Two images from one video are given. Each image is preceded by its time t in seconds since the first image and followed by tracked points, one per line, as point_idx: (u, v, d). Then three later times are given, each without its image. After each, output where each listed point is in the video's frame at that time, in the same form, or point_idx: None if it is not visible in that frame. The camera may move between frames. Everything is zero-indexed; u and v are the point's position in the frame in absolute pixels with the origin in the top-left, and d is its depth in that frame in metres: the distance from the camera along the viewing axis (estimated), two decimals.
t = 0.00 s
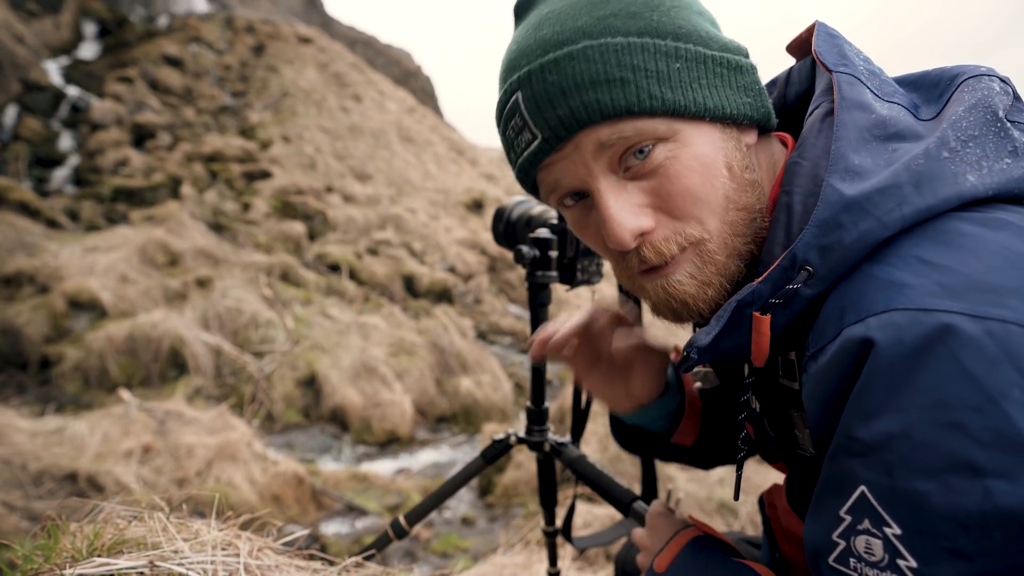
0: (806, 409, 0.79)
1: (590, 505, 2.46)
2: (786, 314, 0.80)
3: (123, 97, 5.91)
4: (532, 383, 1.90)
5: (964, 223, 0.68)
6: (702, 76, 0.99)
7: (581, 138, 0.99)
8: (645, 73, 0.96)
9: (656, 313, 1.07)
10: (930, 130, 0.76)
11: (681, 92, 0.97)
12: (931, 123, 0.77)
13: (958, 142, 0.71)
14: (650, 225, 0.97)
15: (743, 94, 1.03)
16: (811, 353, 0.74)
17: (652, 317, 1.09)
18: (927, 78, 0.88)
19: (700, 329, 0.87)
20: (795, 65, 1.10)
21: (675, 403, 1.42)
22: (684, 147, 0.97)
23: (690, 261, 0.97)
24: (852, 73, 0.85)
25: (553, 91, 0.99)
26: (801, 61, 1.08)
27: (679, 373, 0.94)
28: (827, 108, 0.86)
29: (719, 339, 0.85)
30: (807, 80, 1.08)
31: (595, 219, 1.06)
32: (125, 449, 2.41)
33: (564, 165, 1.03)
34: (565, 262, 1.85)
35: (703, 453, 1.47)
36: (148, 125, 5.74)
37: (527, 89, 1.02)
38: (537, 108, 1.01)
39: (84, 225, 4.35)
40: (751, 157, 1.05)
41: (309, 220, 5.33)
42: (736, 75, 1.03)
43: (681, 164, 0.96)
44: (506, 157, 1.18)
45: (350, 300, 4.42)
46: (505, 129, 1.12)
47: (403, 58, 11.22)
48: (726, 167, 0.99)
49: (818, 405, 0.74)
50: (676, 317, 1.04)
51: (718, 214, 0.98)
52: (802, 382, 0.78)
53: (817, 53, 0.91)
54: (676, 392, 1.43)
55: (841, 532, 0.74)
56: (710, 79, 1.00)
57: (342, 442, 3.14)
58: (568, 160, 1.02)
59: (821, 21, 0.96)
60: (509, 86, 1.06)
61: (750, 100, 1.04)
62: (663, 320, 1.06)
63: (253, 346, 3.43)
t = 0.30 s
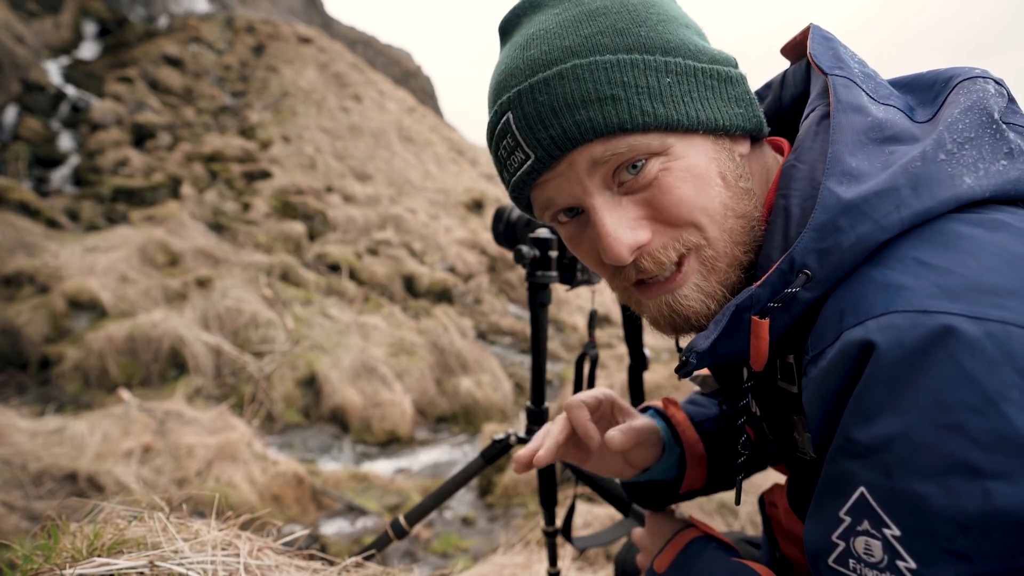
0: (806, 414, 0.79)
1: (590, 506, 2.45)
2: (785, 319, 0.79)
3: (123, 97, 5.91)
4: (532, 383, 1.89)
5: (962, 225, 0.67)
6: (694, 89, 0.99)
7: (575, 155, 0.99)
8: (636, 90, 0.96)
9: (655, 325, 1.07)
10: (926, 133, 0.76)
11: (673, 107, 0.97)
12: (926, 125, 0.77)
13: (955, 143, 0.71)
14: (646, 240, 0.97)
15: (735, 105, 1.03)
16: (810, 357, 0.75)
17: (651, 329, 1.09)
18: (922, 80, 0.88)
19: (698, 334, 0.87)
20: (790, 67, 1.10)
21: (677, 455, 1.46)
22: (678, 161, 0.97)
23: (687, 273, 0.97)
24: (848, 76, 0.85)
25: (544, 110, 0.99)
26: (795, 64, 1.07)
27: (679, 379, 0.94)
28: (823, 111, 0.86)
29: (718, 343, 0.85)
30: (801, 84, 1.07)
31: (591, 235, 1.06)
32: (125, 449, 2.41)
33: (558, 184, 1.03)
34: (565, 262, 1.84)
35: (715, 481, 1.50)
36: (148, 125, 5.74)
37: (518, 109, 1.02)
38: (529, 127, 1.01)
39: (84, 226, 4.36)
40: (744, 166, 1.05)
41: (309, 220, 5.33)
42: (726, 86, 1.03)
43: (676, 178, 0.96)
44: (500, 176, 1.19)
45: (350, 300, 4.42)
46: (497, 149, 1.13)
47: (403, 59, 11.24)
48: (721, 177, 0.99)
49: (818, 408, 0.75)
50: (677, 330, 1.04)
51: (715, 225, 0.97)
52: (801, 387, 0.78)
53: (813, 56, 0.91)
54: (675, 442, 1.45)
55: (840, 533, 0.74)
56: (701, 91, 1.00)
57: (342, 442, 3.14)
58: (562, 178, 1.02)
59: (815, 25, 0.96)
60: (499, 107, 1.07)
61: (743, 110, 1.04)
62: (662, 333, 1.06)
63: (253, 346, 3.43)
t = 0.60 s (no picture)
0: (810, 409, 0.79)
1: (591, 506, 2.46)
2: (791, 314, 0.79)
3: (123, 97, 5.90)
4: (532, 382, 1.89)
5: (971, 222, 0.68)
6: (680, 88, 0.98)
7: (561, 156, 1.00)
8: (618, 91, 0.95)
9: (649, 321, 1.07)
10: (937, 129, 0.76)
11: (656, 107, 0.96)
12: (937, 121, 0.77)
13: (966, 139, 0.71)
14: (632, 238, 0.97)
15: (726, 101, 1.01)
16: (816, 353, 0.74)
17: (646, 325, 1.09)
18: (934, 76, 0.88)
19: (704, 328, 0.89)
20: (801, 62, 1.09)
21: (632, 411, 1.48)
22: (663, 158, 0.96)
23: (675, 272, 0.97)
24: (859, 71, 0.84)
25: (532, 113, 1.00)
26: (806, 59, 1.07)
27: (685, 372, 0.96)
28: (833, 106, 0.86)
29: (725, 337, 0.86)
30: (812, 79, 1.07)
31: (583, 234, 1.07)
32: (125, 449, 2.41)
33: (550, 183, 1.05)
34: (565, 262, 1.84)
35: (686, 468, 1.53)
36: (148, 125, 5.74)
37: (510, 113, 1.04)
38: (520, 130, 1.03)
39: (84, 225, 4.35)
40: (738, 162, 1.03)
41: (309, 220, 5.33)
42: (715, 83, 1.00)
43: (659, 176, 0.95)
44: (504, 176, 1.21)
45: (350, 300, 4.42)
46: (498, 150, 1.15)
47: (403, 59, 11.24)
48: (708, 175, 0.97)
49: (822, 405, 0.75)
50: (668, 325, 1.04)
51: (701, 222, 0.96)
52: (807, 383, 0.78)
53: (824, 50, 0.91)
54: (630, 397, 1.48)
55: (845, 531, 0.74)
56: (688, 90, 0.98)
57: (342, 442, 3.14)
58: (552, 178, 1.03)
59: (826, 20, 0.95)
60: (497, 110, 1.09)
61: (735, 107, 1.02)
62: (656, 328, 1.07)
63: (253, 346, 3.43)
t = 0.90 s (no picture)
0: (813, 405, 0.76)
1: (590, 506, 2.45)
2: (798, 308, 0.77)
3: (123, 97, 5.91)
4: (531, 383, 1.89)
5: (983, 220, 0.68)
6: (631, 101, 0.84)
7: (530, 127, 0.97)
8: (565, 94, 0.86)
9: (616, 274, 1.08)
10: (951, 124, 0.76)
11: (597, 117, 0.85)
12: (953, 117, 0.77)
13: (981, 136, 0.71)
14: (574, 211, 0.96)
15: (693, 117, 0.84)
16: (821, 347, 0.72)
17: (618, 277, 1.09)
18: (951, 72, 0.86)
19: (709, 319, 0.87)
20: (812, 59, 1.04)
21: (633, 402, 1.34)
22: (601, 158, 0.88)
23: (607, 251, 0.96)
24: (874, 64, 0.83)
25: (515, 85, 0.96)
26: (819, 55, 1.02)
27: (690, 365, 0.94)
28: (847, 99, 0.84)
29: (730, 328, 0.84)
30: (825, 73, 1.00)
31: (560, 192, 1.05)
32: (125, 449, 2.41)
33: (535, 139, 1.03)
34: (565, 262, 1.84)
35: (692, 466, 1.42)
36: (148, 125, 5.74)
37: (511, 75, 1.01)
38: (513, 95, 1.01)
39: (84, 225, 4.35)
40: (713, 165, 0.87)
41: (309, 220, 5.32)
42: (685, 94, 0.82)
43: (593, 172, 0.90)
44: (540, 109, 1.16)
45: (350, 300, 4.41)
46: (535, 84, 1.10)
47: (403, 58, 11.24)
48: (644, 181, 0.87)
49: (826, 400, 0.72)
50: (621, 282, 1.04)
51: (631, 222, 0.91)
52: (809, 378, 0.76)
53: (838, 44, 0.89)
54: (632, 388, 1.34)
55: (848, 531, 0.72)
56: (641, 101, 0.84)
57: (342, 442, 3.13)
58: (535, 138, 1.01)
59: (842, 13, 0.93)
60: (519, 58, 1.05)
61: (705, 122, 0.83)
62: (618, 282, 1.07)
63: (253, 346, 3.43)
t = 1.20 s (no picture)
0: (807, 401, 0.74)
1: (591, 507, 2.45)
2: (793, 306, 0.76)
3: (122, 97, 5.91)
4: (531, 383, 1.88)
5: (978, 224, 0.67)
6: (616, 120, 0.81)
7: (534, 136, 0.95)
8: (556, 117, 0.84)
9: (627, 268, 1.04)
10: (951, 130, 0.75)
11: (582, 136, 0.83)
12: (953, 122, 0.76)
13: (977, 140, 0.70)
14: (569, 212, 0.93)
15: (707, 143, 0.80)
16: (815, 345, 0.71)
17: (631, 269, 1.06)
18: (956, 78, 0.84)
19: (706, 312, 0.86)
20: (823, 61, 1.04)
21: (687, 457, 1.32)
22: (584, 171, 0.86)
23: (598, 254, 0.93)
24: (877, 69, 0.82)
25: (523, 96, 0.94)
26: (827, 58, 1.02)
27: (687, 359, 0.92)
28: (848, 102, 0.82)
29: (726, 323, 0.83)
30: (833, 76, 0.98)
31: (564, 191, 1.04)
32: (124, 450, 2.40)
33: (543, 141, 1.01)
34: (565, 262, 1.84)
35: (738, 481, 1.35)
36: (147, 124, 5.73)
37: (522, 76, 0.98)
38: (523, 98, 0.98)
39: (83, 225, 4.34)
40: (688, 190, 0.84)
41: (309, 220, 5.31)
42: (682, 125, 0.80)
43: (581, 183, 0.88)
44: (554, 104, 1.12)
45: (350, 300, 4.40)
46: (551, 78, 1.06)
47: (403, 58, 11.23)
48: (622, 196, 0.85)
49: (819, 397, 0.71)
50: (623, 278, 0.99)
51: (612, 228, 0.88)
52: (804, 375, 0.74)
53: (843, 48, 0.88)
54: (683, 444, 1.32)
55: (843, 529, 0.70)
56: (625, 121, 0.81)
57: (342, 442, 3.12)
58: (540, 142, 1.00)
59: (848, 18, 0.92)
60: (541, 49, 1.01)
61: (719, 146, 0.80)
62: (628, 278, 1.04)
63: (253, 346, 3.41)
